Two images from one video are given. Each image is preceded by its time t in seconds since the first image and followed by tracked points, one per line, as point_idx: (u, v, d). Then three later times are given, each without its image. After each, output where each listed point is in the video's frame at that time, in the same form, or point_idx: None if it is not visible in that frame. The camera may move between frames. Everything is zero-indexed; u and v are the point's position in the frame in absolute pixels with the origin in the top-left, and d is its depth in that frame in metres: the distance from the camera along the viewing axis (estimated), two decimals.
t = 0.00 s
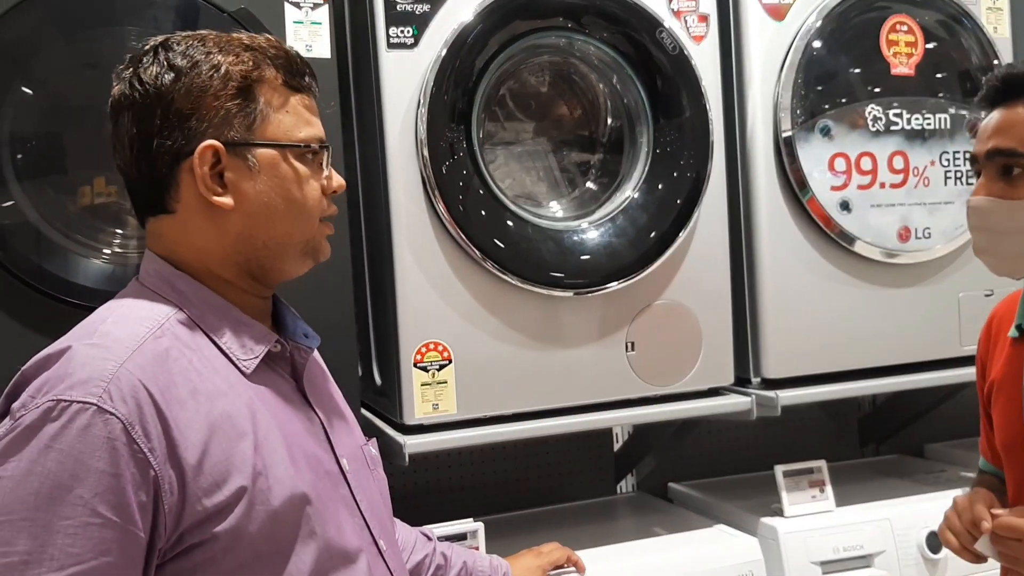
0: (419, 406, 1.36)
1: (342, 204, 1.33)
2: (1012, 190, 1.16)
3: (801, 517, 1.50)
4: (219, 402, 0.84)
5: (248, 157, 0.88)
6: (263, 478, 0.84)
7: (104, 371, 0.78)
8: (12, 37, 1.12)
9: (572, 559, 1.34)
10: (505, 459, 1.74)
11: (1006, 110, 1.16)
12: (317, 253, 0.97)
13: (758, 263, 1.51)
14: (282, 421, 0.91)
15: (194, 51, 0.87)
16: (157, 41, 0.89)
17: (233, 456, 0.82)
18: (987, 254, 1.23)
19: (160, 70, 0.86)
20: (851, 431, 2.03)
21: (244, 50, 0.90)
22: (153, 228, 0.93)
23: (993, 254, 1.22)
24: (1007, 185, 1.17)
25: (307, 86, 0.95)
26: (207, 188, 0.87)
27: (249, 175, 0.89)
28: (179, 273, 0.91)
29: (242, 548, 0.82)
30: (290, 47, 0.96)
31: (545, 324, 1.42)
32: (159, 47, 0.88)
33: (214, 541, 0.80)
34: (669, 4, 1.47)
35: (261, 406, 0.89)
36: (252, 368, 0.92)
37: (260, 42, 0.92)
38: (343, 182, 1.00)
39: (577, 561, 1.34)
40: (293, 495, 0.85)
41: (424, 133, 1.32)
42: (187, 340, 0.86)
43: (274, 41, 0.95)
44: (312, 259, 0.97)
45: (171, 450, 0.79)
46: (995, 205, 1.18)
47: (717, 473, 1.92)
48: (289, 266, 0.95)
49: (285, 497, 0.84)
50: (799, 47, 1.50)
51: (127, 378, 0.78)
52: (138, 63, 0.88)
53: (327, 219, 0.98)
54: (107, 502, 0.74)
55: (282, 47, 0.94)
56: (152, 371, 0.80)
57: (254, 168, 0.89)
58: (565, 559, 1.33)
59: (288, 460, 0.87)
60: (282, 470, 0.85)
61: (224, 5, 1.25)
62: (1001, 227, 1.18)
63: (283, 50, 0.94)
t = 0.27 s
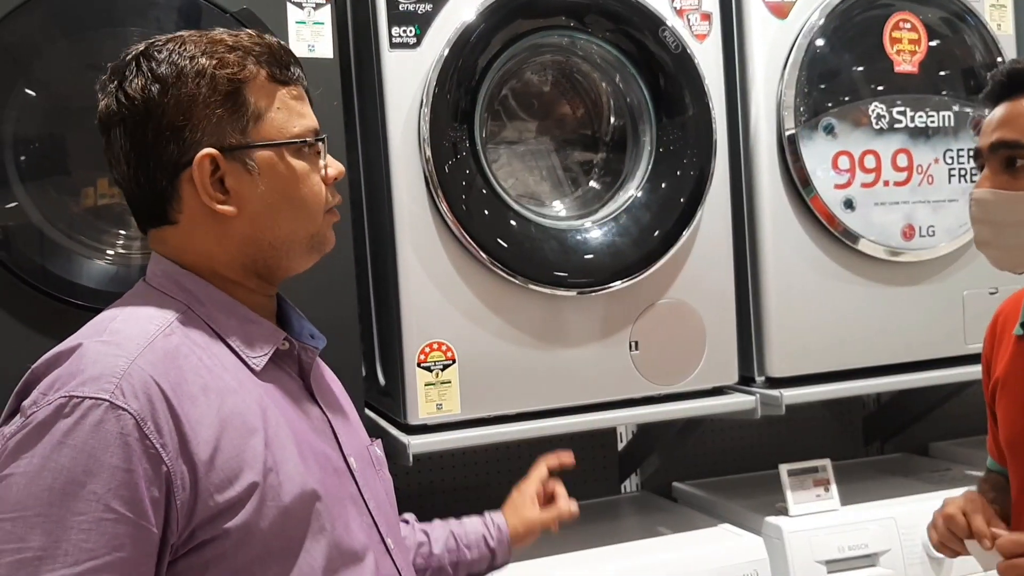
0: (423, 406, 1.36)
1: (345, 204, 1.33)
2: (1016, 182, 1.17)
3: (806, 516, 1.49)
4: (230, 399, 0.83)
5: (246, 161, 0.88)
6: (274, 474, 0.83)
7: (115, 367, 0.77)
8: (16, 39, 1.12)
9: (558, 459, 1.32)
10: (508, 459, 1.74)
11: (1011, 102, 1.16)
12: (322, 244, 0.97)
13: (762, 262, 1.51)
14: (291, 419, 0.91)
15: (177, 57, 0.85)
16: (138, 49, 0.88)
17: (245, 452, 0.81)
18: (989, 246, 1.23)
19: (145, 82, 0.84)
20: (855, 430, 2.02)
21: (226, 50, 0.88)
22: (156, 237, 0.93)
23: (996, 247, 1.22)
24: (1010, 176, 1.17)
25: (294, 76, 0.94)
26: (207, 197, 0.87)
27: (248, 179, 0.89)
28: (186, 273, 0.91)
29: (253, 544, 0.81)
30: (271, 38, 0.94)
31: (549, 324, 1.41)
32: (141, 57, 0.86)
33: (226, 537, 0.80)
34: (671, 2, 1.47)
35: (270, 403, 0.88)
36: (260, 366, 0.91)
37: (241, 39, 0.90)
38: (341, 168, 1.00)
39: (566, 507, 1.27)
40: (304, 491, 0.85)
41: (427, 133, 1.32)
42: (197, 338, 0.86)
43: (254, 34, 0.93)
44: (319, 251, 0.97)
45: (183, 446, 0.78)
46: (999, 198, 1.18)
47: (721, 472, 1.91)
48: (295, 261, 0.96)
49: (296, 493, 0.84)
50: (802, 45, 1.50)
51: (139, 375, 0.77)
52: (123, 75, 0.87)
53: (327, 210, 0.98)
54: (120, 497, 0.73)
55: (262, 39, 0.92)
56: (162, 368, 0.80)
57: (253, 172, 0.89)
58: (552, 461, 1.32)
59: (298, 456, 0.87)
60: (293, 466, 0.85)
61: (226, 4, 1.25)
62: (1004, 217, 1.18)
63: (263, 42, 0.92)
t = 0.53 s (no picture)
0: (425, 407, 1.36)
1: (347, 206, 1.33)
2: (997, 198, 1.17)
3: (809, 517, 1.49)
4: (232, 400, 0.83)
5: (240, 166, 0.88)
6: (277, 475, 0.83)
7: (117, 369, 0.77)
8: (18, 41, 1.13)
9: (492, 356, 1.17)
10: (511, 459, 1.74)
11: (999, 113, 1.14)
12: (322, 249, 0.97)
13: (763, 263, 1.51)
14: (293, 420, 0.91)
15: (172, 61, 0.85)
16: (137, 53, 0.88)
17: (247, 453, 0.81)
18: (972, 257, 1.24)
19: (140, 88, 0.85)
20: (858, 431, 2.02)
21: (221, 53, 0.88)
22: (156, 240, 0.93)
23: (978, 259, 1.23)
24: (994, 190, 1.17)
25: (293, 78, 0.93)
26: (201, 202, 0.87)
27: (241, 184, 0.88)
28: (189, 274, 0.91)
29: (257, 545, 0.81)
30: (269, 40, 0.93)
31: (551, 325, 1.42)
32: (138, 61, 0.87)
33: (228, 537, 0.80)
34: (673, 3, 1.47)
35: (273, 404, 0.89)
36: (262, 367, 0.92)
37: (237, 41, 0.90)
38: (343, 170, 0.99)
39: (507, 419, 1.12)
40: (307, 492, 0.85)
41: (429, 134, 1.32)
42: (199, 340, 0.86)
43: (252, 35, 0.92)
44: (317, 256, 0.97)
45: (186, 447, 0.78)
46: (981, 212, 1.18)
47: (723, 473, 1.91)
48: (293, 266, 0.95)
49: (299, 493, 0.84)
50: (804, 46, 1.50)
51: (141, 377, 0.78)
52: (122, 79, 0.87)
53: (329, 213, 0.97)
54: (123, 498, 0.73)
55: (260, 42, 0.92)
56: (164, 370, 0.80)
57: (247, 177, 0.88)
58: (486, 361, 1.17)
59: (301, 457, 0.87)
60: (295, 467, 0.85)
61: (229, 6, 1.26)
62: (987, 233, 1.18)
63: (259, 45, 0.91)
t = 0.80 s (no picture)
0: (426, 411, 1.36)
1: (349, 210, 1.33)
2: (991, 207, 1.17)
3: (809, 520, 1.50)
4: (239, 404, 0.84)
5: (248, 175, 0.88)
6: (284, 479, 0.84)
7: (126, 373, 0.77)
8: (21, 44, 1.13)
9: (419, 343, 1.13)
10: (511, 463, 1.74)
11: (994, 122, 1.15)
12: (324, 262, 0.96)
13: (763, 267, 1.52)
14: (299, 424, 0.91)
15: (189, 67, 0.86)
16: (155, 54, 0.88)
17: (255, 457, 0.82)
18: (966, 266, 1.24)
19: (155, 90, 0.85)
20: (857, 434, 2.03)
21: (239, 62, 0.88)
22: (163, 242, 0.94)
23: (971, 268, 1.23)
24: (989, 200, 1.17)
25: (309, 91, 0.93)
26: (207, 209, 0.87)
27: (249, 193, 0.89)
28: (194, 279, 0.91)
29: (264, 550, 0.81)
30: (287, 50, 0.93)
31: (552, 329, 1.42)
32: (156, 63, 0.87)
33: (236, 542, 0.80)
34: (673, 8, 1.48)
35: (279, 409, 0.89)
36: (267, 373, 0.92)
37: (256, 51, 0.90)
38: (354, 184, 0.99)
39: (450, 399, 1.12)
40: (313, 496, 0.85)
41: (431, 139, 1.33)
42: (205, 346, 0.86)
43: (270, 45, 0.92)
44: (320, 269, 0.97)
45: (194, 452, 0.79)
46: (975, 221, 1.19)
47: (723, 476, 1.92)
48: (296, 277, 0.95)
49: (305, 498, 0.84)
50: (804, 51, 1.50)
51: (150, 382, 0.78)
52: (140, 79, 0.88)
53: (335, 226, 0.97)
54: (132, 503, 0.73)
55: (278, 52, 0.92)
56: (172, 374, 0.80)
57: (255, 186, 0.89)
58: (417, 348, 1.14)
59: (307, 462, 0.87)
60: (302, 471, 0.86)
61: (230, 12, 1.26)
62: (983, 242, 1.19)
63: (277, 56, 0.91)
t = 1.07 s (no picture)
0: (426, 413, 1.36)
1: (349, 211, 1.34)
2: (990, 209, 1.17)
3: (808, 521, 1.50)
4: (238, 406, 0.84)
5: (267, 185, 0.88)
6: (283, 480, 0.84)
7: (126, 374, 0.78)
8: (22, 46, 1.13)
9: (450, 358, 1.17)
10: (510, 464, 1.75)
11: (992, 124, 1.15)
12: (324, 280, 0.96)
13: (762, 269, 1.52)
14: (298, 425, 0.92)
15: (227, 69, 0.87)
16: (195, 52, 0.89)
17: (254, 458, 0.82)
18: (963, 268, 1.24)
19: (189, 86, 0.86)
20: (856, 435, 2.03)
21: (277, 74, 0.89)
22: (172, 237, 0.94)
23: (970, 270, 1.23)
24: (987, 202, 1.17)
25: (340, 115, 0.94)
26: (221, 213, 0.87)
27: (264, 204, 0.89)
28: (193, 280, 0.92)
29: (264, 550, 0.81)
30: (325, 69, 0.94)
31: (552, 331, 1.42)
32: (195, 61, 0.88)
33: (236, 543, 0.80)
34: (673, 10, 1.48)
35: (277, 411, 0.89)
36: (265, 375, 0.92)
37: (296, 66, 0.91)
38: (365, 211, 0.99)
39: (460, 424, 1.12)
40: (312, 497, 0.86)
41: (431, 141, 1.33)
42: (203, 347, 0.87)
43: (309, 62, 0.94)
44: (320, 285, 0.97)
45: (194, 453, 0.79)
46: (973, 222, 1.19)
47: (722, 477, 1.92)
48: (296, 290, 0.96)
49: (304, 498, 0.85)
50: (803, 53, 1.50)
51: (149, 383, 0.78)
52: (174, 74, 0.88)
53: (340, 246, 0.98)
54: (132, 504, 0.73)
55: (316, 70, 0.93)
56: (172, 376, 0.81)
57: (272, 198, 0.89)
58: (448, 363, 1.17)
59: (305, 463, 0.87)
60: (300, 472, 0.86)
61: (230, 14, 1.26)
62: (981, 245, 1.19)
63: (316, 74, 0.92)
